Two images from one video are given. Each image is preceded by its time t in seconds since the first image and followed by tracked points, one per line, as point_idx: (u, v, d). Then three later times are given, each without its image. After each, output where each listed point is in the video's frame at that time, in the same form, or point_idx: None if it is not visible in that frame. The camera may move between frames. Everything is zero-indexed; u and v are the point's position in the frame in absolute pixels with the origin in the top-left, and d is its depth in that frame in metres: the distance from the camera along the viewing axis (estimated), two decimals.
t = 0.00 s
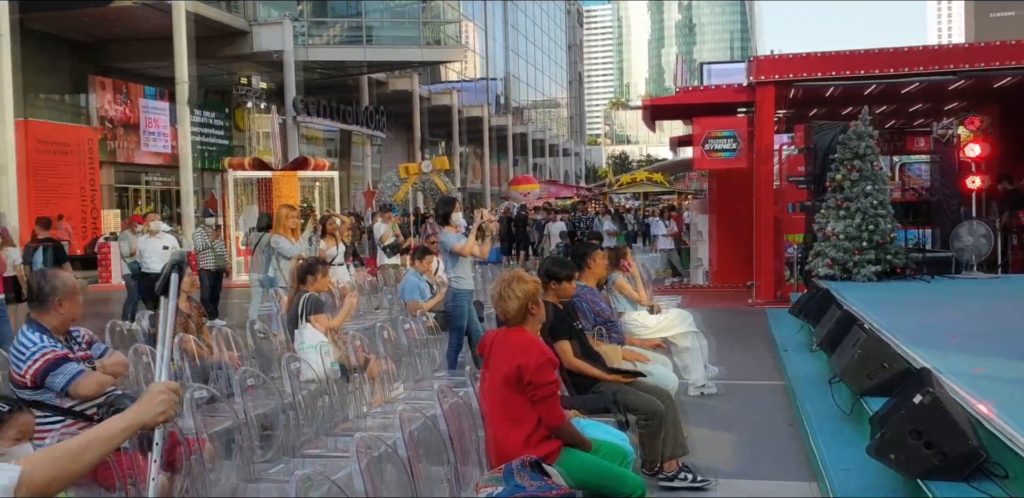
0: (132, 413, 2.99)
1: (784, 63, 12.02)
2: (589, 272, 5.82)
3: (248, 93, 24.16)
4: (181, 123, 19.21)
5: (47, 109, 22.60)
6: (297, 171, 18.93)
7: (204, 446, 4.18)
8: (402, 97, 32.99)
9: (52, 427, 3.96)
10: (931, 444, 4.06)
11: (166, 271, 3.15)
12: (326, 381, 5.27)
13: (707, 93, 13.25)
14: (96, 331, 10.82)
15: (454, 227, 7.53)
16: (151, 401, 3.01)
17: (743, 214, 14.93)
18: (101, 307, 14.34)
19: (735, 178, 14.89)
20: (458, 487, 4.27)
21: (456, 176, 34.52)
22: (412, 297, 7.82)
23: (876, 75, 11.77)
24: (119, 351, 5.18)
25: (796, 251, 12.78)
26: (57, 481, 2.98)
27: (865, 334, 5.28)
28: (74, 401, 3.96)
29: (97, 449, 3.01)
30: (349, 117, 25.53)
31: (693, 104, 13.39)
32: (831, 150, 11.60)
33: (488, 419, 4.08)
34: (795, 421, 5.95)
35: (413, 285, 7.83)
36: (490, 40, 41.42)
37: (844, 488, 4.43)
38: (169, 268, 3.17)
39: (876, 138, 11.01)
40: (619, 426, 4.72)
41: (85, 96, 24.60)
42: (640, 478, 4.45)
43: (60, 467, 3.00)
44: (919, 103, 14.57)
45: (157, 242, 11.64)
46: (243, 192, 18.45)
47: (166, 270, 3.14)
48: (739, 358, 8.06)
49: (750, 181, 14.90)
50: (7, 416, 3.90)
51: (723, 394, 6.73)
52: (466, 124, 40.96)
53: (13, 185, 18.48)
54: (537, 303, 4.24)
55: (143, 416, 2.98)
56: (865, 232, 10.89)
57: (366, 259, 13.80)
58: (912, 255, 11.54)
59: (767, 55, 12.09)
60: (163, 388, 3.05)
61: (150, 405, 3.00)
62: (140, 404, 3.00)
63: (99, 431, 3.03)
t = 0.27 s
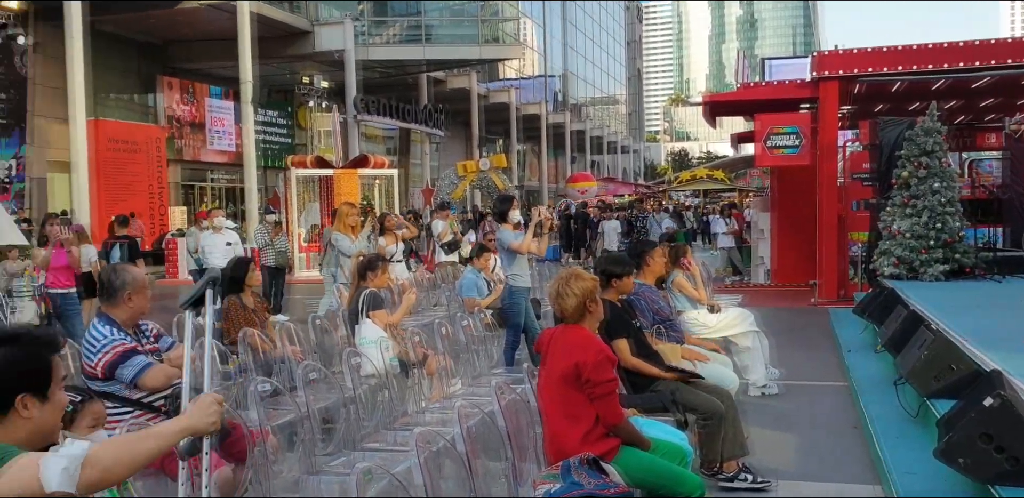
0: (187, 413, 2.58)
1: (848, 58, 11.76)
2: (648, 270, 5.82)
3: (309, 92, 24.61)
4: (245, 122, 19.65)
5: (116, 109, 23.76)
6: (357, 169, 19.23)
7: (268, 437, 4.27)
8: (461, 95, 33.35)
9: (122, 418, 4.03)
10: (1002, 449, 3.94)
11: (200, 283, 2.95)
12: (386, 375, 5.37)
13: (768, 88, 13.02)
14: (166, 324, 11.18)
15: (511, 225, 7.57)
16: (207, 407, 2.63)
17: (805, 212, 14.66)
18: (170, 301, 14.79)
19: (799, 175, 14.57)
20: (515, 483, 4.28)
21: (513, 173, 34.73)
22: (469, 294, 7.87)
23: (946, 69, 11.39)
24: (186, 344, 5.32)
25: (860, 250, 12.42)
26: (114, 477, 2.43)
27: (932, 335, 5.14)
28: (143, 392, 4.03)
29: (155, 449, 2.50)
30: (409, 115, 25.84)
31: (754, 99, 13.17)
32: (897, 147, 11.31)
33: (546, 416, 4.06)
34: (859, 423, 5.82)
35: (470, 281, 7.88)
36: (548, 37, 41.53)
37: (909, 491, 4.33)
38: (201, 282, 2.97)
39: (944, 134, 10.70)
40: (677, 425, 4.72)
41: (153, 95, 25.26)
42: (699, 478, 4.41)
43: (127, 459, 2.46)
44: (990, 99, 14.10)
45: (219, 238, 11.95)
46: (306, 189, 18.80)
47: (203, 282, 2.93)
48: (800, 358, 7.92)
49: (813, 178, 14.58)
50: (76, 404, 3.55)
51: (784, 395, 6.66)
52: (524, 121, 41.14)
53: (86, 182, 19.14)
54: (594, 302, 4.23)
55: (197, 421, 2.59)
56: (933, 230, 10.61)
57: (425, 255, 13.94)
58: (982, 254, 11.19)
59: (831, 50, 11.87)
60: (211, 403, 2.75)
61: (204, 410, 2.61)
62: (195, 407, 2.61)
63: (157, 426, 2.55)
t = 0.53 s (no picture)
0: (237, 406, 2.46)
1: (902, 53, 11.52)
2: (696, 268, 5.79)
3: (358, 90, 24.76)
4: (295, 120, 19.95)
5: (171, 107, 24.58)
6: (405, 167, 19.42)
7: (317, 432, 4.34)
8: (508, 94, 33.66)
9: (175, 411, 4.11)
10: None
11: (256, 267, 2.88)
12: (432, 372, 5.43)
13: (819, 85, 12.82)
14: (218, 319, 11.44)
15: (556, 223, 7.54)
16: (255, 401, 2.50)
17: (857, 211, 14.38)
18: (223, 296, 15.12)
19: (850, 171, 14.32)
20: (560, 481, 4.27)
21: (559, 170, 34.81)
22: (515, 291, 7.92)
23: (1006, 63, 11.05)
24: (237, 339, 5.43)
25: (914, 248, 12.15)
26: (158, 476, 2.32)
27: (989, 337, 5.03)
28: (195, 386, 4.12)
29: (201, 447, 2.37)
30: (456, 113, 25.97)
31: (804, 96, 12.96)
32: (952, 143, 11.06)
33: (592, 414, 4.05)
34: (911, 425, 5.70)
35: (515, 279, 7.91)
36: (595, 34, 41.47)
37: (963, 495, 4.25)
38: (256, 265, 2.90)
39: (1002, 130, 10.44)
40: (726, 424, 4.65)
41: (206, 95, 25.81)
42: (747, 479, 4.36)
43: (173, 456, 2.35)
44: None
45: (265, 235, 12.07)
46: (354, 187, 19.02)
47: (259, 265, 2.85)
48: (851, 358, 7.79)
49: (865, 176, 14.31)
50: (138, 396, 3.33)
51: (835, 396, 6.57)
52: (571, 118, 41.13)
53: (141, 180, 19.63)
54: (640, 300, 4.21)
55: (247, 413, 2.46)
56: (989, 229, 10.34)
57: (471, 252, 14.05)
58: None
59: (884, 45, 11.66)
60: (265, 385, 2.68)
61: (255, 402, 2.49)
62: (245, 400, 2.47)
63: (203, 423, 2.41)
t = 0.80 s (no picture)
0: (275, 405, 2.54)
1: (949, 49, 11.27)
2: (736, 268, 5.74)
3: (399, 90, 24.90)
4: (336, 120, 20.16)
5: (215, 107, 25.32)
6: (445, 166, 19.52)
7: (357, 428, 4.39)
8: (547, 92, 33.65)
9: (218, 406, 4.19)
10: None
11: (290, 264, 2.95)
12: (471, 370, 5.46)
13: (864, 82, 12.60)
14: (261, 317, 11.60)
15: (594, 221, 7.50)
16: (294, 400, 2.58)
17: (901, 209, 14.14)
18: (266, 293, 15.35)
19: (894, 169, 14.10)
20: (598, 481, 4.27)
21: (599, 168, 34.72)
22: (554, 290, 7.93)
23: None
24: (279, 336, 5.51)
25: (961, 247, 11.90)
26: (200, 481, 2.38)
27: None
28: (237, 382, 4.20)
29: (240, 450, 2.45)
30: (495, 112, 26.03)
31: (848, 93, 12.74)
32: (1001, 141, 10.86)
33: (629, 414, 4.04)
34: (957, 428, 5.58)
35: (553, 277, 7.91)
36: (635, 32, 41.28)
37: None
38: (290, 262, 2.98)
39: None
40: (767, 425, 4.58)
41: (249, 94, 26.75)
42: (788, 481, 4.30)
43: (212, 459, 2.42)
44: None
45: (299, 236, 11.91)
46: (394, 186, 19.16)
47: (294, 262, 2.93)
48: (895, 359, 7.65)
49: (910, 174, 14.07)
50: (186, 391, 3.37)
51: (878, 397, 6.46)
52: (610, 117, 40.98)
53: (187, 179, 19.98)
54: (675, 299, 4.18)
55: (287, 413, 2.54)
56: None
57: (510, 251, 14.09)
58: None
59: (930, 41, 11.42)
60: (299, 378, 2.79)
61: (292, 400, 2.56)
62: (281, 399, 2.54)
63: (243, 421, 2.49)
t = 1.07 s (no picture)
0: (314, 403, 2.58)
1: (992, 43, 11.04)
2: (773, 266, 5.71)
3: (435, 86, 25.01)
4: (372, 116, 20.31)
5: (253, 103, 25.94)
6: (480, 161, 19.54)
7: (392, 422, 4.41)
8: (583, 87, 33.56)
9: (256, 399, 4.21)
10: None
11: (320, 259, 2.95)
12: (505, 366, 5.48)
13: (905, 78, 12.39)
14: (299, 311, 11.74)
15: (630, 218, 7.48)
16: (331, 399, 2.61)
17: (942, 206, 13.87)
18: (303, 287, 15.55)
19: (936, 165, 13.83)
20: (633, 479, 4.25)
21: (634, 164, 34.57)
22: (589, 286, 7.92)
23: None
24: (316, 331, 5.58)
25: (1004, 246, 11.65)
26: (236, 480, 2.40)
27: None
28: (275, 375, 4.24)
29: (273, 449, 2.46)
30: (530, 107, 25.99)
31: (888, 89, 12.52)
32: None
33: (664, 414, 3.99)
34: (999, 429, 5.47)
35: (588, 274, 7.89)
36: (672, 27, 41.02)
37: None
38: (322, 260, 2.96)
39: None
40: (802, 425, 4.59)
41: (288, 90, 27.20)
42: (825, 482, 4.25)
43: (247, 457, 2.43)
44: None
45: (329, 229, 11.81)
46: (430, 182, 19.25)
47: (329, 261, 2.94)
48: (935, 359, 7.53)
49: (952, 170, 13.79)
50: (226, 384, 3.40)
51: (917, 397, 6.36)
52: (646, 112, 40.80)
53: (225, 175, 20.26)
54: (705, 296, 4.13)
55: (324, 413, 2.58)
56: None
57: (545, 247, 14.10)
58: None
59: (974, 35, 11.18)
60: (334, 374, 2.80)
61: (330, 402, 2.59)
62: (320, 399, 2.57)
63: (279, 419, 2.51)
